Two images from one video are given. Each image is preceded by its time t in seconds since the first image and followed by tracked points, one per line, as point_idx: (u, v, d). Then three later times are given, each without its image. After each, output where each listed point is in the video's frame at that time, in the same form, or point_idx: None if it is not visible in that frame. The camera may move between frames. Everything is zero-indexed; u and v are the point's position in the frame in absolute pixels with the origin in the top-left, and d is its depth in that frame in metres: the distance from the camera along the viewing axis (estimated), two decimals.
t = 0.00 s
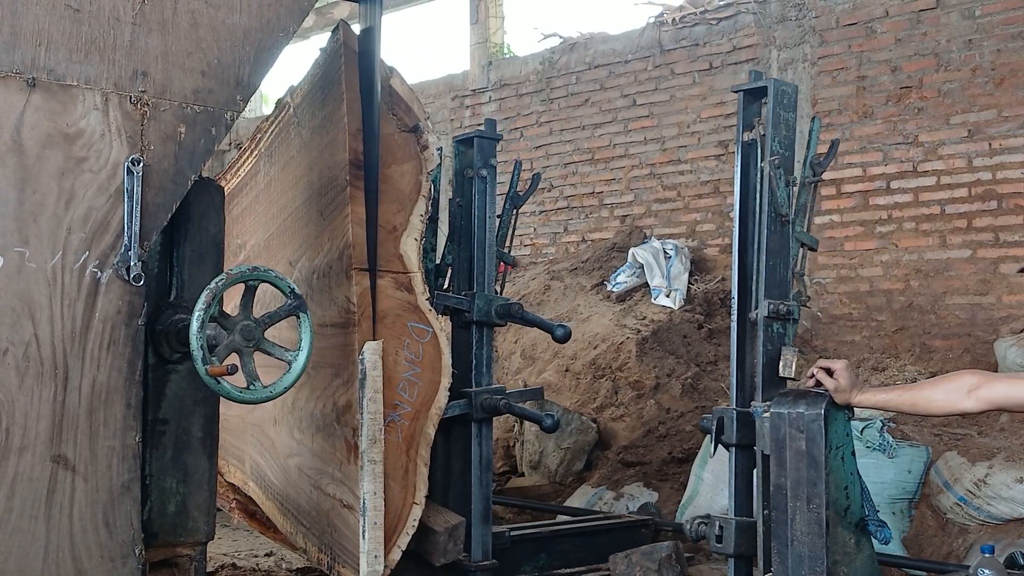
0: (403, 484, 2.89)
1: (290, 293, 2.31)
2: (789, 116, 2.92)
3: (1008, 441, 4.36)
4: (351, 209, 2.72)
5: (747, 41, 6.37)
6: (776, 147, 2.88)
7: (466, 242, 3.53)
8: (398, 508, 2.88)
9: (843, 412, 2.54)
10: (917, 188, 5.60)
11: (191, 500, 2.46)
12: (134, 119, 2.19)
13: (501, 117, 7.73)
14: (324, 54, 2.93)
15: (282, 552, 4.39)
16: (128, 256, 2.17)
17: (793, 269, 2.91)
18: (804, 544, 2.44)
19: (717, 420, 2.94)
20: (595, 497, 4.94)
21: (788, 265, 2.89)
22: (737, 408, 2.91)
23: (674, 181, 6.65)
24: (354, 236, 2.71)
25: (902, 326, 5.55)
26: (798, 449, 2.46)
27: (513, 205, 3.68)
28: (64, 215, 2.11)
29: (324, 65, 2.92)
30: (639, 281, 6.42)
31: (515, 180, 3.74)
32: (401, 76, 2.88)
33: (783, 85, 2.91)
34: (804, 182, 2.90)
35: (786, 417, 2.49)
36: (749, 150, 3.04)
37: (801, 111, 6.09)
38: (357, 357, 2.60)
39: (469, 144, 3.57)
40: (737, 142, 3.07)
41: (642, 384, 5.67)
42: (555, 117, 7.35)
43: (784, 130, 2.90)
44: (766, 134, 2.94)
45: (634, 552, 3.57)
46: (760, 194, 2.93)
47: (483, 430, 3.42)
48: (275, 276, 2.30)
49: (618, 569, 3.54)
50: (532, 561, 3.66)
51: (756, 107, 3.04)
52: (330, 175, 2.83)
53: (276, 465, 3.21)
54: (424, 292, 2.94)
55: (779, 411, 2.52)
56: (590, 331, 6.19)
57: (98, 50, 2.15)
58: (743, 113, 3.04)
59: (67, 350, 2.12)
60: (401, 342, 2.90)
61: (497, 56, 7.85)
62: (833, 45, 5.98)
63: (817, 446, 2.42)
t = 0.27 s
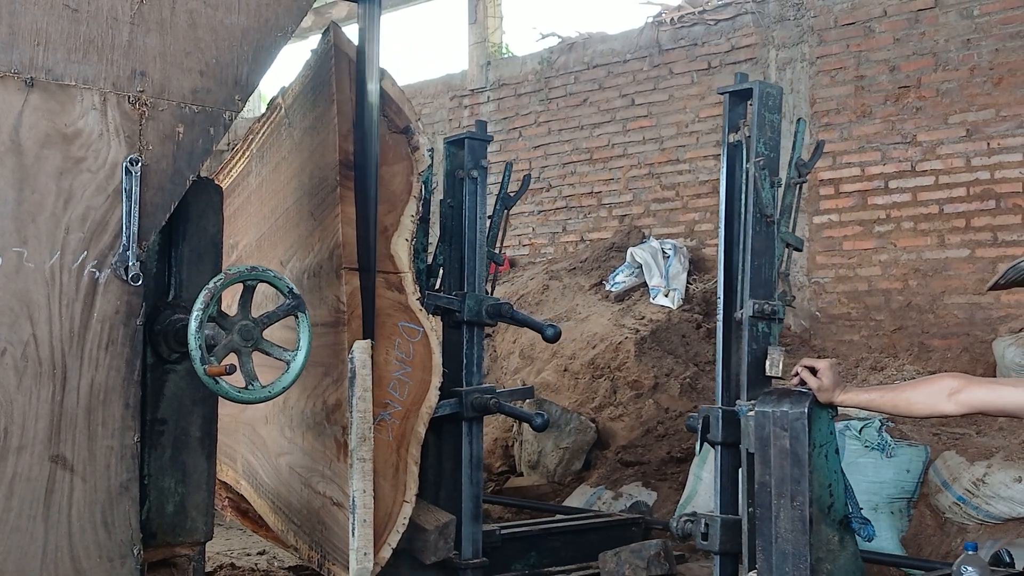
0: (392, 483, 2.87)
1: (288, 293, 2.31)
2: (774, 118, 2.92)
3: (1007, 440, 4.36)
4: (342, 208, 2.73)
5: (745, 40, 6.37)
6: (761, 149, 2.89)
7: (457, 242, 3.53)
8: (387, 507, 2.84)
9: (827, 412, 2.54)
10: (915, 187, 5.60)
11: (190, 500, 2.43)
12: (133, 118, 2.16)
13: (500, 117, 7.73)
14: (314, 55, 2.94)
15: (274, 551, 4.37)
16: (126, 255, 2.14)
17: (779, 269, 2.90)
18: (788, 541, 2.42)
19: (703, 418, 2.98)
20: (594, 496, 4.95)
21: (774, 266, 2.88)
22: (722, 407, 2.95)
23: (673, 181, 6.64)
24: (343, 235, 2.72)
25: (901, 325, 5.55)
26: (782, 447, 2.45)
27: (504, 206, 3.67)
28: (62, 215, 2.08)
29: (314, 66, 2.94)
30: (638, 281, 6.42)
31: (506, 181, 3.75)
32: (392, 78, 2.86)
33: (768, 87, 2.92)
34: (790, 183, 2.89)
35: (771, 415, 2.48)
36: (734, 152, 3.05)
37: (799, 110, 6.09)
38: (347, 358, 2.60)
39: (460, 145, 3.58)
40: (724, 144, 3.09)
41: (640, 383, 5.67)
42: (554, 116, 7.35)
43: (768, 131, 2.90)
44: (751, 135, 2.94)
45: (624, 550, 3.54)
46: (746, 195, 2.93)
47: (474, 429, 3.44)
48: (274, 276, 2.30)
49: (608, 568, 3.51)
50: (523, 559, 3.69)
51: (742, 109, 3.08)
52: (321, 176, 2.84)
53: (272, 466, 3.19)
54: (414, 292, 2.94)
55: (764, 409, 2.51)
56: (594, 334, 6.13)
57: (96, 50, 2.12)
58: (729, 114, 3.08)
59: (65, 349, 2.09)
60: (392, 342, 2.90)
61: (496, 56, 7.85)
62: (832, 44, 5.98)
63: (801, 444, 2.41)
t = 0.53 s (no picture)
0: (381, 481, 2.87)
1: (289, 293, 2.31)
2: (758, 120, 2.95)
3: (1008, 440, 4.34)
4: (330, 209, 2.76)
5: (746, 40, 6.37)
6: (744, 151, 2.92)
7: (447, 242, 3.56)
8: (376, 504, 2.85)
9: (808, 409, 2.49)
10: (916, 187, 5.60)
11: (190, 500, 2.42)
12: (133, 118, 2.16)
13: (500, 116, 7.73)
14: (305, 57, 3.00)
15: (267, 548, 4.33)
16: (127, 255, 2.14)
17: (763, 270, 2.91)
18: (769, 537, 2.35)
19: (686, 417, 3.07)
20: (594, 496, 4.97)
21: (757, 266, 2.89)
22: (705, 406, 3.03)
23: (673, 181, 6.64)
24: (333, 236, 2.76)
25: (902, 325, 5.55)
26: (764, 445, 2.38)
27: (494, 207, 3.70)
28: (63, 215, 2.07)
29: (306, 68, 2.99)
30: (639, 280, 6.42)
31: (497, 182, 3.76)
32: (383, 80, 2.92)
33: (751, 89, 2.94)
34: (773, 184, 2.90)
35: (753, 413, 2.41)
36: (718, 154, 3.12)
37: (800, 110, 6.09)
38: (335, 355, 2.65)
39: (450, 146, 3.61)
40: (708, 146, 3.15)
41: (641, 383, 5.66)
42: (555, 116, 7.35)
43: (751, 133, 2.93)
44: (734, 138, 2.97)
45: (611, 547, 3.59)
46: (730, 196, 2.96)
47: (464, 427, 3.44)
48: (274, 276, 2.30)
49: (596, 564, 3.56)
50: (512, 557, 3.68)
51: (726, 112, 3.12)
52: (311, 178, 2.87)
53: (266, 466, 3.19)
54: (405, 292, 2.94)
55: (746, 407, 2.44)
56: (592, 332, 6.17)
57: (96, 50, 2.12)
58: (713, 116, 3.13)
59: (66, 348, 2.08)
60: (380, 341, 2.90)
61: (496, 56, 7.86)
62: (832, 44, 5.98)
63: (782, 441, 2.34)
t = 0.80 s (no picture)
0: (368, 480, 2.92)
1: (289, 293, 2.31)
2: (736, 124, 2.98)
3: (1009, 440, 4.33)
4: (319, 210, 2.84)
5: (746, 40, 6.37)
6: (723, 154, 2.95)
7: (434, 244, 3.58)
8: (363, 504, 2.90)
9: (785, 409, 2.63)
10: (916, 187, 5.60)
11: (191, 500, 2.42)
12: (134, 118, 2.15)
13: (501, 117, 7.73)
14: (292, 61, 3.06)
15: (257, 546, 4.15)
16: (128, 256, 2.13)
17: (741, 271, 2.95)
18: (746, 533, 2.52)
19: (666, 416, 3.03)
20: (595, 496, 4.94)
21: (736, 267, 2.93)
22: (685, 405, 3.00)
23: (674, 181, 6.64)
24: (320, 237, 2.83)
25: (902, 325, 5.55)
26: (742, 443, 2.56)
27: (481, 209, 3.70)
28: (64, 216, 2.07)
29: (293, 72, 3.05)
30: (639, 281, 6.42)
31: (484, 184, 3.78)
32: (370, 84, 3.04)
33: (730, 94, 2.97)
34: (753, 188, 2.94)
35: (731, 413, 2.59)
36: (698, 156, 3.07)
37: (801, 110, 6.09)
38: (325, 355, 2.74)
39: (437, 149, 3.63)
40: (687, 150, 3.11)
41: (642, 384, 5.66)
42: (555, 116, 7.35)
43: (731, 137, 2.96)
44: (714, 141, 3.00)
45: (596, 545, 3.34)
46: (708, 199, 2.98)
47: (450, 426, 3.46)
48: (275, 276, 2.29)
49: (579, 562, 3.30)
50: (500, 555, 3.67)
51: (706, 115, 3.11)
52: (299, 179, 2.96)
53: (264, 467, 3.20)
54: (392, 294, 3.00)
55: (724, 407, 2.62)
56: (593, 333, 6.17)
57: (97, 50, 2.11)
58: (692, 121, 3.11)
59: (67, 348, 2.07)
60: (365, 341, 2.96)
61: (497, 56, 7.87)
62: (833, 44, 5.97)
63: (758, 440, 2.53)
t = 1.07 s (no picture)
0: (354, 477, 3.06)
1: (290, 294, 2.31)
2: (710, 129, 2.96)
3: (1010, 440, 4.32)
4: (304, 212, 3.01)
5: (748, 41, 6.36)
6: (696, 159, 2.94)
7: (418, 247, 3.58)
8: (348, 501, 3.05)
9: (756, 408, 2.62)
10: (917, 188, 5.60)
11: (191, 501, 2.41)
12: (135, 119, 2.15)
13: (502, 118, 7.74)
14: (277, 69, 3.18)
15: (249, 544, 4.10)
16: (129, 256, 2.13)
17: (715, 274, 2.94)
18: (717, 530, 2.51)
19: (642, 414, 3.03)
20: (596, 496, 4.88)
21: (709, 269, 2.92)
22: (661, 403, 3.00)
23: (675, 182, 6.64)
24: (304, 239, 3.00)
25: (903, 326, 5.56)
26: (714, 441, 2.55)
27: (467, 212, 3.69)
28: (65, 217, 2.07)
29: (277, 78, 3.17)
30: (640, 281, 6.42)
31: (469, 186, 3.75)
32: (353, 89, 3.23)
33: (704, 99, 2.95)
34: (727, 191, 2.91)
35: (704, 411, 2.58)
36: (673, 161, 3.06)
37: (801, 111, 6.09)
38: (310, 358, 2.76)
39: (421, 153, 3.59)
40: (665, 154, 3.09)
41: (643, 384, 5.67)
42: (556, 117, 7.34)
43: (705, 141, 2.94)
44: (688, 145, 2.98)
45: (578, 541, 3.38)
46: (682, 203, 2.98)
47: (434, 425, 3.46)
48: (276, 277, 2.29)
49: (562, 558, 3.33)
50: (484, 552, 3.64)
51: (682, 120, 3.07)
52: (285, 182, 3.12)
53: (263, 474, 3.33)
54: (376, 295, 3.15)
55: (698, 405, 2.61)
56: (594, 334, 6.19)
57: (99, 51, 2.11)
58: (669, 125, 3.07)
59: (68, 348, 2.07)
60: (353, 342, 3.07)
61: (497, 57, 7.87)
62: (834, 45, 5.97)
63: (730, 438, 2.52)
